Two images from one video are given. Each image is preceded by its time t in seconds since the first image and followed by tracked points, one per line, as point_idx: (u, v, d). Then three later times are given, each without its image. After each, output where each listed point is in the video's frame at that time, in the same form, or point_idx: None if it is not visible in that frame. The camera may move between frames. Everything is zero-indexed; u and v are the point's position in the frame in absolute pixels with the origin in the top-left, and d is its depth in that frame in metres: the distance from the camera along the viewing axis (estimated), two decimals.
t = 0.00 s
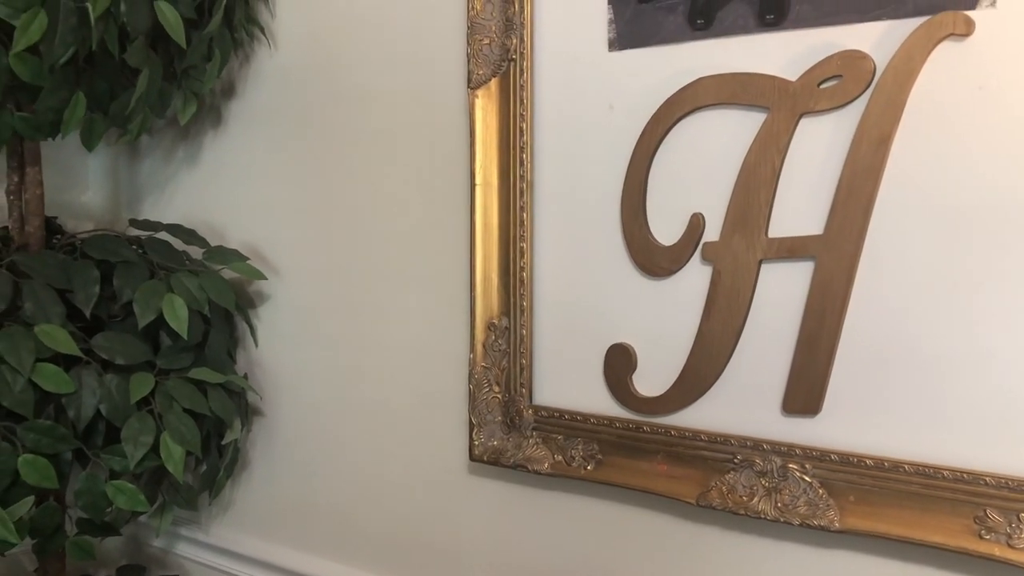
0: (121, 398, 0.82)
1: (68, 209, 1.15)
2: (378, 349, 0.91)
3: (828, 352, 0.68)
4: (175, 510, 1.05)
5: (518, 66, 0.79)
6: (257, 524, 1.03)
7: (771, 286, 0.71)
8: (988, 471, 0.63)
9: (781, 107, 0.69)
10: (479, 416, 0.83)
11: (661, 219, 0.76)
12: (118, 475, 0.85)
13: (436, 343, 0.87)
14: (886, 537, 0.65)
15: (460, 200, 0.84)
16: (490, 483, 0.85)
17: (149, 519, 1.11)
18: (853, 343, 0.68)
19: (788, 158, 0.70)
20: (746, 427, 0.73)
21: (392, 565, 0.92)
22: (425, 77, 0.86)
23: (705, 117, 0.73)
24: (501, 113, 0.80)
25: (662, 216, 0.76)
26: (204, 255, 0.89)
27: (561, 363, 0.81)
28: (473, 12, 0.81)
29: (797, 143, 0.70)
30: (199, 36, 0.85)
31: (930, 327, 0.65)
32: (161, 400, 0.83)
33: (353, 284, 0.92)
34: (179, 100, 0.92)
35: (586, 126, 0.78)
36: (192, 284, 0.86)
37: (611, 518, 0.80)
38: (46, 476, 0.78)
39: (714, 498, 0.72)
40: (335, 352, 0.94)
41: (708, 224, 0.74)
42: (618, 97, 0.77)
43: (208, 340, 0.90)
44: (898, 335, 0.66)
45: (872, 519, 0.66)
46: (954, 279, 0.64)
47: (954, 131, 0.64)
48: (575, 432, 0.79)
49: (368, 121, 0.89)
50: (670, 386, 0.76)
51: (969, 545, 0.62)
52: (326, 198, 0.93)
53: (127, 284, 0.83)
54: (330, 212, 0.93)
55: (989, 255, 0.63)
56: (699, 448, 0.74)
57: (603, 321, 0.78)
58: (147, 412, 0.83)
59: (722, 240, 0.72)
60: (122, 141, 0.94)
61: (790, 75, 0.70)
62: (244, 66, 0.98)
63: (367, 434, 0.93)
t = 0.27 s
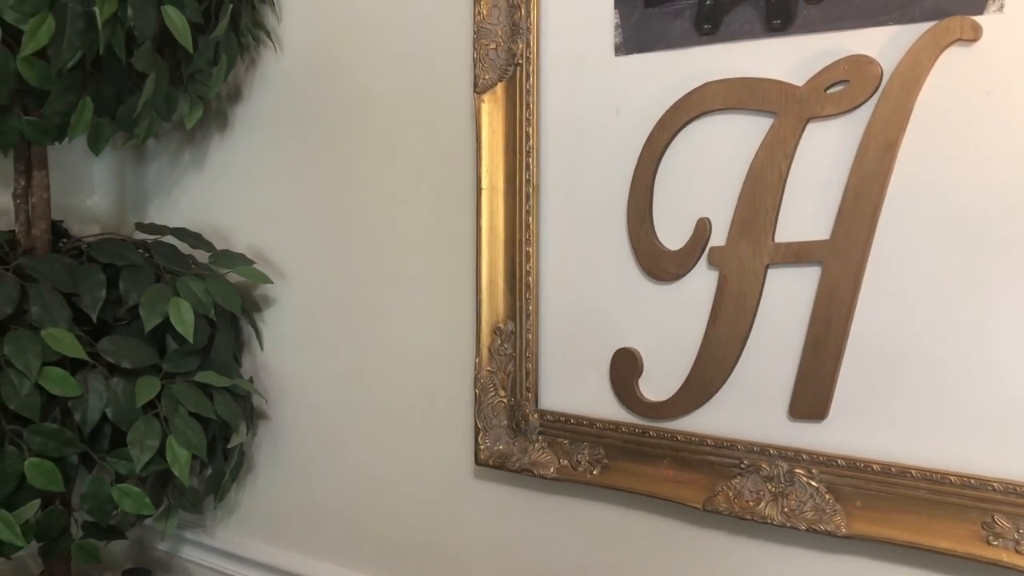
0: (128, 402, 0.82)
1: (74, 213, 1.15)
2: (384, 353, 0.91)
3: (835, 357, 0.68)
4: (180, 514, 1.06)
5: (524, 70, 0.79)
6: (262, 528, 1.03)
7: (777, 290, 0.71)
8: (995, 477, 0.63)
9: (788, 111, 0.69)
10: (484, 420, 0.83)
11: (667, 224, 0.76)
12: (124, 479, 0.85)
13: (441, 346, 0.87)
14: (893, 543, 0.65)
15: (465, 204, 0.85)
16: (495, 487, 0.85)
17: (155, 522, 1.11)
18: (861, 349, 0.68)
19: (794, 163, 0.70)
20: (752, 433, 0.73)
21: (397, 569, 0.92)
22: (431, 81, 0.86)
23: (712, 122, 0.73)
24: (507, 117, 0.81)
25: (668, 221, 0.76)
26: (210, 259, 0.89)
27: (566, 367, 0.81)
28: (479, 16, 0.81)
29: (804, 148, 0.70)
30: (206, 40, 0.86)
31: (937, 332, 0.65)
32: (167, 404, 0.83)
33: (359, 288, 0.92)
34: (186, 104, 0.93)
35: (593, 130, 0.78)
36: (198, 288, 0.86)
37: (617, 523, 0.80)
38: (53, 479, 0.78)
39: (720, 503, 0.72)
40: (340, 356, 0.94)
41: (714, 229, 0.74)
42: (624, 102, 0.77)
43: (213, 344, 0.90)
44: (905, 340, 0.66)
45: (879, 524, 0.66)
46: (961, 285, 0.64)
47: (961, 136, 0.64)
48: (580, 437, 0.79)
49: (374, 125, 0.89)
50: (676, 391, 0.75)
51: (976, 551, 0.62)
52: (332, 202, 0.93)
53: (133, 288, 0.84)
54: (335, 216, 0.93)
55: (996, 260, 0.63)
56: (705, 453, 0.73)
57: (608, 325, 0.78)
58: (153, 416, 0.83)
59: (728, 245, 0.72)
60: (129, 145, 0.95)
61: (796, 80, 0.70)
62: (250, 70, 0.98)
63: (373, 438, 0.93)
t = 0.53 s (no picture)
0: (135, 406, 0.82)
1: (82, 217, 1.15)
2: (390, 357, 0.91)
3: (843, 363, 0.68)
4: (187, 518, 1.06)
5: (531, 75, 0.79)
6: (268, 532, 1.03)
7: (785, 295, 0.71)
8: (1005, 483, 0.62)
9: (796, 116, 0.69)
10: (491, 425, 0.83)
11: (675, 228, 0.76)
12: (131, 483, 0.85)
13: (447, 351, 0.87)
14: (902, 548, 0.65)
15: (472, 208, 0.85)
16: (502, 492, 0.85)
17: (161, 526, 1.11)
18: (870, 354, 0.68)
19: (802, 168, 0.70)
20: (760, 438, 0.73)
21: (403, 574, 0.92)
22: (438, 86, 0.86)
23: (719, 127, 0.73)
24: (514, 122, 0.81)
25: (676, 225, 0.76)
26: (217, 263, 0.89)
27: (573, 372, 0.81)
28: (486, 21, 0.81)
29: (812, 153, 0.69)
30: (214, 45, 0.86)
31: (946, 338, 0.65)
32: (175, 408, 0.84)
33: (365, 292, 0.92)
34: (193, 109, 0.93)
35: (600, 135, 0.78)
36: (206, 292, 0.86)
37: (624, 528, 0.79)
38: (60, 483, 0.79)
39: (728, 508, 0.72)
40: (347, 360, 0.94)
41: (722, 233, 0.73)
42: (632, 107, 0.77)
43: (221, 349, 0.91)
44: (914, 346, 0.66)
45: (888, 530, 0.66)
46: (970, 291, 0.64)
47: (970, 142, 0.64)
48: (588, 441, 0.79)
49: (381, 130, 0.89)
50: (684, 396, 0.75)
51: (985, 557, 0.62)
52: (339, 206, 0.93)
53: (140, 292, 0.84)
54: (342, 220, 0.93)
55: (1006, 266, 0.62)
56: (713, 458, 0.73)
57: (616, 330, 0.78)
58: (161, 420, 0.83)
59: (736, 250, 0.72)
60: (136, 150, 0.95)
61: (804, 85, 0.70)
62: (258, 75, 0.98)
63: (379, 442, 0.93)
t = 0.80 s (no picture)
0: (144, 409, 0.82)
1: (90, 222, 1.16)
2: (398, 361, 0.91)
3: (852, 368, 0.68)
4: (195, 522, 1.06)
5: (539, 80, 0.79)
6: (276, 536, 1.03)
7: (794, 300, 0.71)
8: (1015, 489, 0.62)
9: (805, 120, 0.69)
10: (499, 429, 0.83)
11: (683, 233, 0.76)
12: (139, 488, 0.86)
13: (455, 355, 0.87)
14: (911, 554, 0.65)
15: (480, 213, 0.85)
16: (509, 496, 0.85)
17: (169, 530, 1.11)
18: (880, 359, 0.68)
19: (811, 173, 0.70)
20: (769, 443, 0.73)
21: None
22: (446, 90, 0.86)
23: (727, 132, 0.73)
24: (522, 127, 0.81)
25: (684, 230, 0.76)
26: (226, 268, 0.89)
27: (581, 376, 0.81)
28: (494, 26, 0.81)
29: (821, 158, 0.69)
30: (222, 50, 0.86)
31: (957, 344, 0.65)
32: (183, 412, 0.84)
33: (373, 296, 0.93)
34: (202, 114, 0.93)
35: (608, 139, 0.78)
36: (214, 296, 0.86)
37: (632, 533, 0.79)
38: (70, 487, 0.79)
39: (736, 514, 0.72)
40: (355, 364, 0.95)
41: (730, 238, 0.73)
42: (640, 111, 0.77)
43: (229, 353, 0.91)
44: (923, 351, 0.66)
45: (897, 535, 0.65)
46: (979, 296, 0.64)
47: (979, 147, 0.64)
48: (595, 446, 0.79)
49: (389, 134, 0.90)
50: (692, 401, 0.75)
51: (995, 563, 0.62)
52: (346, 211, 0.94)
53: (149, 296, 0.84)
54: (350, 225, 0.93)
55: (1015, 272, 0.62)
56: (722, 463, 0.73)
57: (624, 335, 0.78)
58: (169, 424, 0.83)
59: (745, 255, 0.72)
60: (145, 154, 0.95)
61: (813, 89, 0.70)
62: (266, 79, 0.99)
63: (387, 446, 0.93)
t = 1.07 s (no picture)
0: (154, 411, 0.83)
1: (101, 225, 1.16)
2: (407, 364, 0.91)
3: (862, 372, 0.68)
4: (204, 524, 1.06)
5: (549, 84, 0.80)
6: (285, 538, 1.03)
7: (805, 304, 0.71)
8: None
9: (815, 123, 0.69)
10: (509, 432, 0.83)
11: (693, 237, 0.76)
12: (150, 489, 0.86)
13: (464, 358, 0.87)
14: (922, 558, 0.65)
15: (490, 216, 0.85)
16: (519, 499, 0.85)
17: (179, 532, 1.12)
18: (891, 364, 0.68)
19: (822, 176, 0.70)
20: (780, 447, 0.72)
21: None
22: (456, 94, 0.86)
23: (738, 135, 0.73)
24: (532, 130, 0.81)
25: (694, 234, 0.76)
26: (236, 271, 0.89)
27: (590, 380, 0.81)
28: (504, 31, 0.82)
29: (831, 162, 0.70)
30: (233, 54, 0.86)
31: (969, 348, 0.65)
32: (194, 415, 0.84)
33: (382, 299, 0.93)
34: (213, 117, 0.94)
35: (618, 143, 0.78)
36: (224, 299, 0.87)
37: (643, 537, 0.79)
38: (81, 489, 0.80)
39: (747, 517, 0.72)
40: (364, 367, 0.95)
41: (740, 242, 0.73)
42: (650, 115, 0.77)
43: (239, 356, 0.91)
44: (935, 355, 0.66)
45: (908, 539, 0.65)
46: (991, 301, 0.64)
47: (991, 151, 0.63)
48: (605, 449, 0.79)
49: (398, 138, 0.90)
50: (702, 404, 0.75)
51: (1007, 568, 0.62)
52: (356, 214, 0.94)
53: (160, 299, 0.84)
54: (359, 228, 0.94)
55: None
56: (732, 467, 0.73)
57: (633, 339, 0.78)
58: (180, 427, 0.84)
59: (755, 258, 0.72)
60: (156, 158, 0.96)
61: (823, 93, 0.70)
62: (276, 83, 0.99)
63: (396, 449, 0.93)
